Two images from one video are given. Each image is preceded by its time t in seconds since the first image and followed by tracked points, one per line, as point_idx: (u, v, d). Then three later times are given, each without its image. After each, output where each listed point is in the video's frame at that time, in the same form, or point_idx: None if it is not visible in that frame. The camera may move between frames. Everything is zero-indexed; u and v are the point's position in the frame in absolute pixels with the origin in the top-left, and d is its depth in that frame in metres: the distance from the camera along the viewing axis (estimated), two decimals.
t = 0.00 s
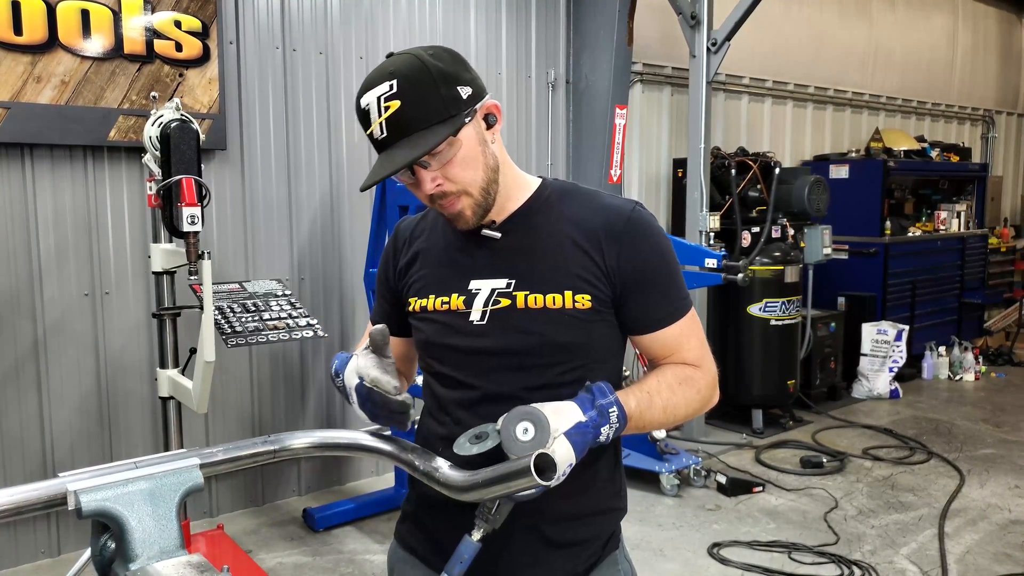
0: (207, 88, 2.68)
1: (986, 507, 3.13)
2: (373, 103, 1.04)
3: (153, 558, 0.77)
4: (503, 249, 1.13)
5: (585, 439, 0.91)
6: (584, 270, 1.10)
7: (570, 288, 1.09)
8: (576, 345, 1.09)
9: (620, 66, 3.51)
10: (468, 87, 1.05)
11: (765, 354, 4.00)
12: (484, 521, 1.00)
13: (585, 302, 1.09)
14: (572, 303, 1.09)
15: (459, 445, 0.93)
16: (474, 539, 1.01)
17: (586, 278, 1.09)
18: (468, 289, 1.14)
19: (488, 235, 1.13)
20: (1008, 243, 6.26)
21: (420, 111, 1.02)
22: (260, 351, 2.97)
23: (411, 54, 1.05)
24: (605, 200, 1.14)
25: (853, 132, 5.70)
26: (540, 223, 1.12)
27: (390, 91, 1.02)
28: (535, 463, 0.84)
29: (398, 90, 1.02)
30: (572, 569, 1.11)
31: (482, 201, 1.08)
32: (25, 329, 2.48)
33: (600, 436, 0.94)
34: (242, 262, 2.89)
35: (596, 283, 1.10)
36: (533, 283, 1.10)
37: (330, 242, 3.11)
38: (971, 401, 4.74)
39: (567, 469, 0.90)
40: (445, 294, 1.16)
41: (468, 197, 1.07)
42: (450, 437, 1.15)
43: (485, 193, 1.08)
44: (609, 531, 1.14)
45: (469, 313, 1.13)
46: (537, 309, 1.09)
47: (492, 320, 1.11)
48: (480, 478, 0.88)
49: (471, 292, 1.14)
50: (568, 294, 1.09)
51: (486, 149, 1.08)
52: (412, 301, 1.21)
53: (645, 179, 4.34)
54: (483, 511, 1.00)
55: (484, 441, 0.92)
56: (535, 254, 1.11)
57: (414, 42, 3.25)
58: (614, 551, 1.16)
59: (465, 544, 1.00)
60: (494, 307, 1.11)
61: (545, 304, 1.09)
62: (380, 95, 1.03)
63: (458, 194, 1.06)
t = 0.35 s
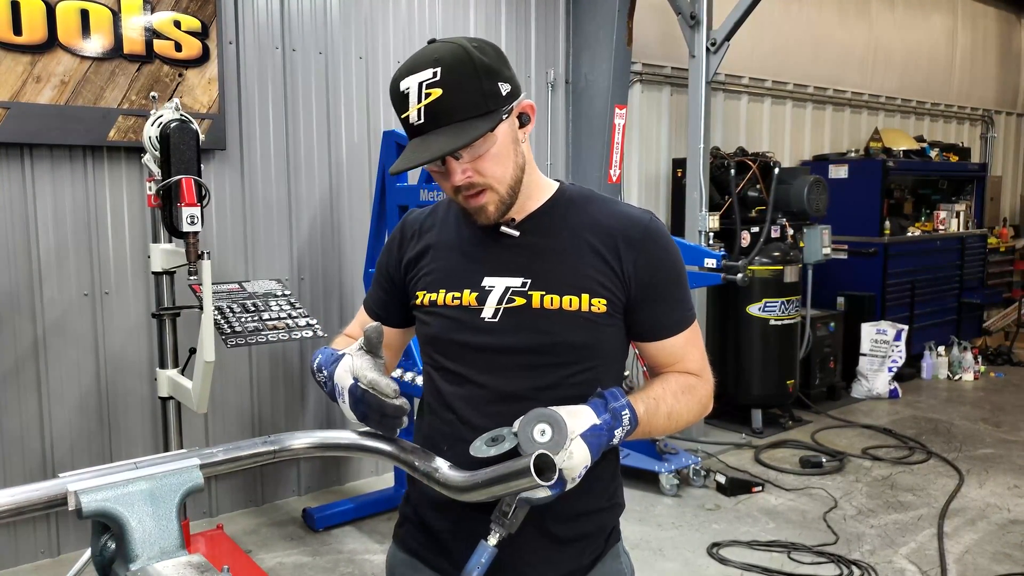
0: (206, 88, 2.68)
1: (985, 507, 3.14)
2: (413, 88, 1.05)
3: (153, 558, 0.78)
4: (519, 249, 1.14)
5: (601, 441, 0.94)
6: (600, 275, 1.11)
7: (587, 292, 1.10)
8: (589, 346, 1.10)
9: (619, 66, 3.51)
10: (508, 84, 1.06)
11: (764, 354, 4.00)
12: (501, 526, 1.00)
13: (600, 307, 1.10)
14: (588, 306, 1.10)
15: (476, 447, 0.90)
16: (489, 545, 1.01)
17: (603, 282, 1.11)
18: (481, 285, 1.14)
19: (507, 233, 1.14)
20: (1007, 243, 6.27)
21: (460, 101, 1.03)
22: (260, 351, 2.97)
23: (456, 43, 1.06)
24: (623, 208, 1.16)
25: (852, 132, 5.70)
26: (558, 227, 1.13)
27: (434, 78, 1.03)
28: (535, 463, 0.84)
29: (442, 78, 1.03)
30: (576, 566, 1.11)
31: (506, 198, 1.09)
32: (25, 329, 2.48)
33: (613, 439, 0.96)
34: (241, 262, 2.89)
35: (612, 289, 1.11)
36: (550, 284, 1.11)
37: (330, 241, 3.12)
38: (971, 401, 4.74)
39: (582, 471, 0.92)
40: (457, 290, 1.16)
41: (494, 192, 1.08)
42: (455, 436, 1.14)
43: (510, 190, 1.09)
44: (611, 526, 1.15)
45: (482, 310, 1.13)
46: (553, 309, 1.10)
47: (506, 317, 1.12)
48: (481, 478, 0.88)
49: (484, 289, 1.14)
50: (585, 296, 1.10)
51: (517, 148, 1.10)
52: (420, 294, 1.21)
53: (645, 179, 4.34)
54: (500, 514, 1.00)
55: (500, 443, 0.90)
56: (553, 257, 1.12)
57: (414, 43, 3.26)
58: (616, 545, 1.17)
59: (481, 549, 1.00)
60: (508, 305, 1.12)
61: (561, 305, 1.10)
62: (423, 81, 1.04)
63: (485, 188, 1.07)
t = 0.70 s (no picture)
0: (205, 88, 2.68)
1: (984, 506, 3.14)
2: (430, 91, 1.05)
3: (153, 559, 0.78)
4: (528, 253, 1.14)
5: (611, 447, 0.96)
6: (609, 281, 1.13)
7: (596, 297, 1.12)
8: (596, 351, 1.12)
9: (618, 66, 3.51)
10: (523, 89, 1.07)
11: (764, 354, 4.00)
12: (515, 531, 0.98)
13: (609, 312, 1.12)
14: (597, 311, 1.12)
15: (490, 456, 0.91)
16: (504, 551, 0.98)
17: (611, 288, 1.13)
18: (489, 289, 1.15)
19: (516, 237, 1.15)
20: (1006, 243, 6.27)
21: (477, 106, 1.03)
22: (259, 352, 2.97)
23: (473, 46, 1.06)
24: (631, 214, 1.17)
25: (851, 132, 5.71)
26: (567, 232, 1.14)
27: (451, 82, 1.03)
28: (534, 465, 0.84)
29: (459, 83, 1.03)
30: (581, 564, 1.12)
31: (518, 200, 1.10)
32: (25, 330, 2.49)
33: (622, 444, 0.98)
34: (241, 263, 2.89)
35: (620, 294, 1.13)
36: (559, 289, 1.12)
37: (329, 242, 3.12)
38: (969, 401, 4.75)
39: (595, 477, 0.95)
40: (464, 293, 1.16)
41: (505, 194, 1.08)
42: (460, 436, 1.14)
43: (522, 193, 1.10)
44: (613, 523, 1.16)
45: (490, 314, 1.14)
46: (562, 314, 1.11)
47: (514, 321, 1.12)
48: (478, 480, 0.88)
49: (493, 292, 1.15)
50: (594, 302, 1.12)
51: (529, 152, 1.11)
52: (426, 296, 1.21)
53: (644, 179, 4.35)
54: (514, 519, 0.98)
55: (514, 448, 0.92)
56: (561, 261, 1.13)
57: (413, 43, 3.26)
58: (618, 540, 1.19)
59: (495, 556, 0.98)
60: (517, 309, 1.12)
61: (571, 311, 1.11)
62: (440, 85, 1.04)
63: (498, 191, 1.08)
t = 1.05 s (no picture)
0: (205, 88, 2.67)
1: (984, 507, 3.14)
2: (431, 90, 1.05)
3: (154, 560, 0.78)
4: (530, 253, 1.14)
5: (616, 446, 0.96)
6: (610, 281, 1.13)
7: (598, 296, 1.12)
8: (599, 351, 1.12)
9: (617, 66, 3.51)
10: (524, 89, 1.07)
11: (763, 354, 4.01)
12: (522, 533, 0.97)
13: (611, 312, 1.12)
14: (599, 311, 1.12)
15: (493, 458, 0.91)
16: (512, 553, 0.98)
17: (612, 288, 1.13)
18: (491, 290, 1.15)
19: (517, 238, 1.15)
20: (1005, 243, 6.27)
21: (479, 105, 1.03)
22: (259, 351, 2.97)
23: (475, 45, 1.06)
24: (630, 215, 1.17)
25: (851, 132, 5.71)
26: (568, 232, 1.14)
27: (453, 81, 1.03)
28: (534, 466, 0.85)
29: (461, 82, 1.03)
30: (586, 564, 1.12)
31: (517, 202, 1.10)
32: (25, 329, 2.49)
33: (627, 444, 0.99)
34: (241, 263, 2.89)
35: (621, 294, 1.13)
36: (561, 290, 1.12)
37: (329, 242, 3.12)
38: (969, 401, 4.75)
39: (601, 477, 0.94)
40: (465, 295, 1.16)
41: (505, 195, 1.09)
42: (462, 437, 1.14)
43: (521, 194, 1.10)
44: (617, 523, 1.16)
45: (492, 315, 1.14)
46: (564, 314, 1.12)
47: (517, 322, 1.12)
48: (480, 481, 0.88)
49: (494, 294, 1.14)
50: (595, 302, 1.12)
51: (530, 153, 1.11)
52: (426, 298, 1.21)
53: (644, 179, 4.35)
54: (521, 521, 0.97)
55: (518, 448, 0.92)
56: (562, 262, 1.13)
57: (413, 43, 3.26)
58: (622, 540, 1.19)
59: (503, 558, 0.97)
60: (519, 310, 1.12)
61: (573, 311, 1.12)
62: (442, 84, 1.04)
63: (497, 192, 1.08)
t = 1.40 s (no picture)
0: (204, 88, 2.67)
1: (983, 506, 3.14)
2: (409, 66, 1.08)
3: (152, 561, 0.78)
4: (503, 250, 1.15)
5: (620, 442, 0.97)
6: (583, 276, 1.13)
7: (570, 292, 1.12)
8: (575, 346, 1.12)
9: (617, 67, 3.51)
10: (499, 77, 1.11)
11: (761, 354, 4.01)
12: (523, 532, 0.96)
13: (583, 306, 1.12)
14: (572, 306, 1.12)
15: (495, 453, 0.91)
16: (513, 553, 0.97)
17: (586, 283, 1.13)
18: (463, 289, 1.15)
19: (488, 235, 1.15)
20: (1004, 243, 6.28)
21: (455, 83, 1.06)
22: (259, 351, 2.97)
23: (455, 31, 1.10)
24: (604, 210, 1.17)
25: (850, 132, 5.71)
26: (539, 228, 1.15)
27: (431, 57, 1.06)
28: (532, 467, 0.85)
29: (440, 58, 1.06)
30: (567, 566, 1.12)
31: (490, 184, 1.11)
32: (24, 329, 2.48)
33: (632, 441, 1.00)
34: (240, 263, 2.88)
35: (595, 288, 1.14)
36: (532, 285, 1.13)
37: (328, 242, 3.11)
38: (968, 401, 4.75)
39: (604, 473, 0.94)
40: (441, 295, 1.17)
41: (478, 175, 1.10)
42: (451, 439, 1.14)
43: (494, 176, 1.12)
44: (600, 526, 1.16)
45: (465, 313, 1.14)
46: (537, 310, 1.12)
47: (490, 320, 1.13)
48: (479, 481, 0.88)
49: (466, 292, 1.15)
50: (567, 297, 1.12)
51: (503, 139, 1.13)
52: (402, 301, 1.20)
53: (643, 179, 4.35)
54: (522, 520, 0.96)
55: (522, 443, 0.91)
56: (534, 257, 1.14)
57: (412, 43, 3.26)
58: (606, 544, 1.18)
59: (503, 557, 0.96)
60: (491, 308, 1.13)
61: (546, 306, 1.12)
62: (420, 59, 1.07)
63: (470, 171, 1.10)
